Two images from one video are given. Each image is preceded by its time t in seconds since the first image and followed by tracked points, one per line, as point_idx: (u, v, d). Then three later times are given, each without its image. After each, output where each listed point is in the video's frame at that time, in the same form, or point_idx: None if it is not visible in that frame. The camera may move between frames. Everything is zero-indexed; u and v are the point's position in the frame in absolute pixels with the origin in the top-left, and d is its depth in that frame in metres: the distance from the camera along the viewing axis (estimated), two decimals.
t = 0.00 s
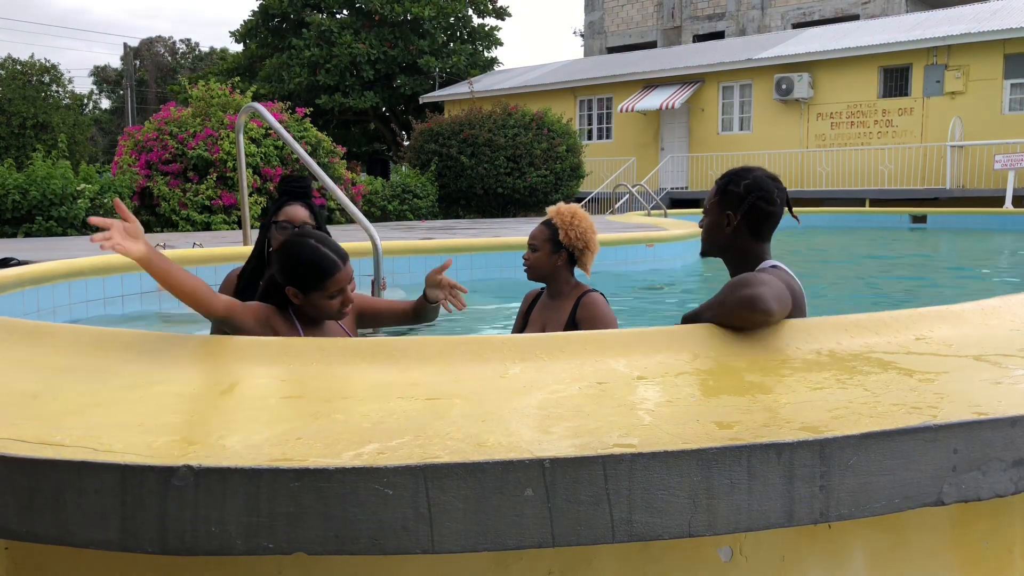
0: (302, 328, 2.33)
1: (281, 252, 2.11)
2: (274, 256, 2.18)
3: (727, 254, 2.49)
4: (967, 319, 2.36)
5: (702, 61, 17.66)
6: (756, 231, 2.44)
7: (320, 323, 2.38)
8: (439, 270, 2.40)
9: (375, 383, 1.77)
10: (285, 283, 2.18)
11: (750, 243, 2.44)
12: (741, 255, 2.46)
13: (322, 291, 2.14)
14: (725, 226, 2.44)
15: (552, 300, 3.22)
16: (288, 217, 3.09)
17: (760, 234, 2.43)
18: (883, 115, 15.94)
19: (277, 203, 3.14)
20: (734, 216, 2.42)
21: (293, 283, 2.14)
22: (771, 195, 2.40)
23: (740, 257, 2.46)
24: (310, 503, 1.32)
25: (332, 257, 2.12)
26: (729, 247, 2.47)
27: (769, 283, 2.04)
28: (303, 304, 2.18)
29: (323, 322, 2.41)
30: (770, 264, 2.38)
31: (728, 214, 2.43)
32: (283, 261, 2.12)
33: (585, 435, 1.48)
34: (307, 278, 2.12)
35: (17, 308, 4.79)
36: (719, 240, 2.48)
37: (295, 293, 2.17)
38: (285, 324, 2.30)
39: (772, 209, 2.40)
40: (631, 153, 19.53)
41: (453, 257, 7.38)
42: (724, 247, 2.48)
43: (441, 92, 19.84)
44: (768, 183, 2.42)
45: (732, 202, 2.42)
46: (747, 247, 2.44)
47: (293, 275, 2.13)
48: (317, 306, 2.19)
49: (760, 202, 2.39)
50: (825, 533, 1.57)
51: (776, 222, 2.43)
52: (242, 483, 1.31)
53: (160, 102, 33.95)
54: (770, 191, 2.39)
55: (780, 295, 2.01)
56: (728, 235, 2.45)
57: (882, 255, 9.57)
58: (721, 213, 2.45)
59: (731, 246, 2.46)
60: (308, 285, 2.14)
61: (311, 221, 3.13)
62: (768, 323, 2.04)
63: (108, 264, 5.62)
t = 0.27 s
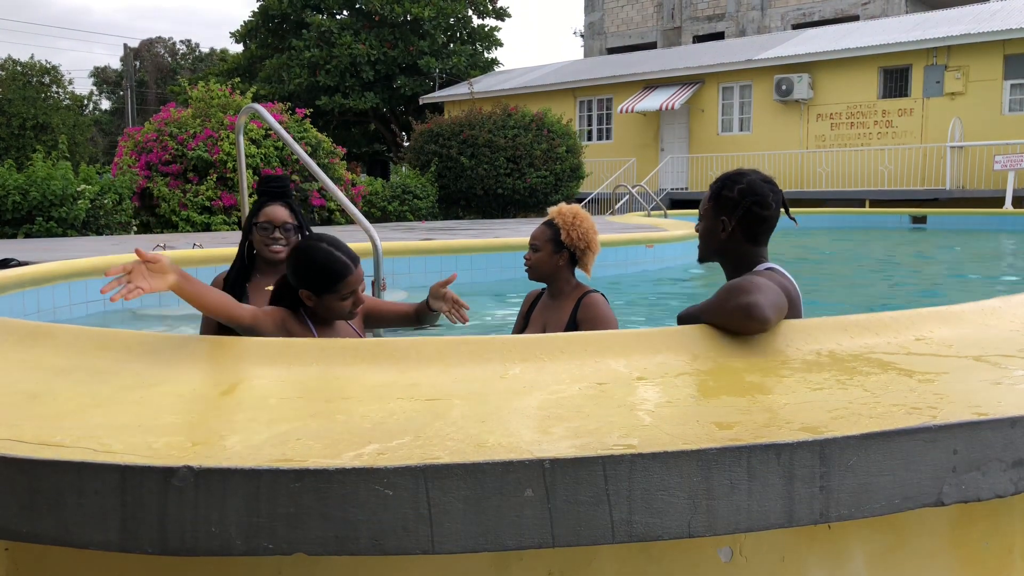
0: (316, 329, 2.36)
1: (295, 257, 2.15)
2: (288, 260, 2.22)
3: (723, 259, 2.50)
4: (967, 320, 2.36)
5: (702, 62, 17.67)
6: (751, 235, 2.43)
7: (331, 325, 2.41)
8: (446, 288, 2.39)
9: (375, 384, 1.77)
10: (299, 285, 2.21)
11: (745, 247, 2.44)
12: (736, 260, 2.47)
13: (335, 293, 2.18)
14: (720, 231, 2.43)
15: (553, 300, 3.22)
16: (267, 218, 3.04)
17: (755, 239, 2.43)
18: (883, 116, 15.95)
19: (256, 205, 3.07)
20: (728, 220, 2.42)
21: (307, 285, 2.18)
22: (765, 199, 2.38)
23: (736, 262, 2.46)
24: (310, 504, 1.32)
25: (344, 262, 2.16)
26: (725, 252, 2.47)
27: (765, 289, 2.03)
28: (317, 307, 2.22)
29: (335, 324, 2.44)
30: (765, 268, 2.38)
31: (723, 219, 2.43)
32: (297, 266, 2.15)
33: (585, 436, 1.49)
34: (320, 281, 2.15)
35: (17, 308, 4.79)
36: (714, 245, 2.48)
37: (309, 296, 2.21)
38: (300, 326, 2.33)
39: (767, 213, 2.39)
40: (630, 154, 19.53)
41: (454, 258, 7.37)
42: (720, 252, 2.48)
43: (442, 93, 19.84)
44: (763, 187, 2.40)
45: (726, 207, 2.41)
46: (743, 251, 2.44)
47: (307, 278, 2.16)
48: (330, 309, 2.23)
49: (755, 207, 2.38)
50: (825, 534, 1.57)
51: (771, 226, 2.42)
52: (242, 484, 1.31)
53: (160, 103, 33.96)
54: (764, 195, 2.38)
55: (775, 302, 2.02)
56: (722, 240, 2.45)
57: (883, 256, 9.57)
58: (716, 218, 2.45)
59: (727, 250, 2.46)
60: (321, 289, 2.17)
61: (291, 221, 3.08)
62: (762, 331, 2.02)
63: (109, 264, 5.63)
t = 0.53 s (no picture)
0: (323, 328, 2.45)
1: (302, 253, 2.25)
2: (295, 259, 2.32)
3: (725, 259, 2.49)
4: (967, 320, 2.36)
5: (702, 62, 17.66)
6: (751, 235, 2.43)
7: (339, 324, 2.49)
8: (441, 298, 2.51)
9: (376, 383, 1.78)
10: (306, 282, 2.32)
11: (747, 248, 2.43)
12: (737, 261, 2.46)
13: (340, 289, 2.28)
14: (721, 232, 2.43)
15: (553, 299, 3.22)
16: (262, 219, 3.02)
17: (757, 239, 2.42)
18: (883, 116, 15.95)
19: (246, 205, 3.04)
20: (727, 220, 2.42)
21: (313, 281, 2.28)
22: (766, 199, 2.38)
23: (736, 263, 2.46)
24: (309, 503, 1.32)
25: (348, 256, 2.25)
26: (726, 253, 2.47)
27: (763, 290, 2.03)
28: (325, 303, 2.32)
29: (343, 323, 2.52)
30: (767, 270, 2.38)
31: (722, 220, 2.43)
32: (303, 261, 2.25)
33: (585, 435, 1.49)
34: (326, 276, 2.25)
35: (17, 308, 4.80)
36: (715, 246, 2.48)
37: (316, 291, 2.31)
38: (307, 326, 2.43)
39: (767, 212, 2.39)
40: (630, 154, 19.54)
41: (453, 257, 7.37)
42: (721, 252, 2.48)
43: (442, 93, 19.84)
44: (764, 186, 2.40)
45: (727, 207, 2.41)
46: (744, 252, 2.43)
47: (314, 274, 2.26)
48: (337, 304, 2.32)
49: (756, 208, 2.38)
50: (825, 533, 1.57)
51: (772, 226, 2.41)
52: (242, 483, 1.31)
53: (160, 103, 33.95)
54: (765, 195, 2.38)
55: (774, 303, 2.01)
56: (723, 241, 2.45)
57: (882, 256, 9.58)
58: (716, 218, 2.45)
59: (727, 251, 2.46)
60: (327, 284, 2.27)
61: (283, 222, 3.07)
62: (759, 332, 2.01)
63: (109, 264, 5.63)
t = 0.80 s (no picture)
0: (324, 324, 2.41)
1: (305, 240, 2.41)
2: (297, 250, 2.45)
3: (733, 262, 2.49)
4: (967, 320, 2.36)
5: (702, 62, 17.66)
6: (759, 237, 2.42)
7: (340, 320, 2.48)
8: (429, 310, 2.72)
9: (376, 383, 1.78)
10: (309, 272, 2.42)
11: (755, 250, 2.43)
12: (745, 263, 2.45)
13: (344, 271, 2.38)
14: (729, 234, 2.43)
15: (556, 300, 3.22)
16: (261, 219, 3.02)
17: (764, 241, 2.42)
18: (883, 116, 15.95)
19: (242, 206, 3.04)
20: (734, 222, 2.42)
21: (317, 266, 2.39)
22: (772, 200, 2.38)
23: (744, 266, 2.45)
24: (310, 503, 1.32)
25: (349, 238, 2.41)
26: (735, 255, 2.47)
27: (766, 293, 2.01)
28: (330, 290, 2.40)
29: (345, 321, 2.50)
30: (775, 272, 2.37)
31: (730, 222, 2.43)
32: (308, 248, 2.40)
33: (585, 435, 1.49)
34: (331, 256, 2.37)
35: (17, 308, 4.80)
36: (724, 248, 2.48)
37: (321, 277, 2.40)
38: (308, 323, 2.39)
39: (775, 214, 2.38)
40: (630, 154, 19.54)
41: (454, 258, 7.37)
42: (730, 255, 2.48)
43: (442, 93, 19.84)
44: (770, 188, 2.40)
45: (733, 209, 2.41)
46: (752, 254, 2.43)
47: (318, 255, 2.38)
48: (341, 288, 2.40)
49: (762, 209, 2.37)
50: (825, 533, 1.57)
51: (780, 227, 2.40)
52: (242, 483, 1.31)
53: (160, 103, 33.95)
54: (771, 197, 2.37)
55: (777, 307, 2.00)
56: (731, 242, 2.45)
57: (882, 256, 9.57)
58: (724, 221, 2.45)
59: (735, 253, 2.46)
60: (331, 266, 2.38)
61: (280, 222, 3.09)
62: (759, 334, 2.01)
63: (109, 264, 5.63)
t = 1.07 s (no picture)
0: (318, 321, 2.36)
1: (293, 238, 2.31)
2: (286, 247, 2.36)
3: (742, 263, 2.48)
4: (967, 319, 2.36)
5: (702, 61, 17.66)
6: (767, 238, 2.42)
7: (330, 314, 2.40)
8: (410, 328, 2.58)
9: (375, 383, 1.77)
10: (301, 269, 2.33)
11: (764, 251, 2.42)
12: (754, 264, 2.45)
13: (336, 265, 2.30)
14: (737, 236, 2.43)
15: (557, 300, 3.21)
16: (264, 218, 3.04)
17: (772, 242, 2.41)
18: (883, 115, 15.95)
19: (242, 204, 3.03)
20: (742, 224, 2.42)
21: (308, 262, 2.31)
22: (780, 201, 2.37)
23: (753, 267, 2.45)
24: (309, 503, 1.32)
25: (337, 231, 2.31)
26: (742, 257, 2.46)
27: (766, 296, 2.01)
28: (327, 283, 2.31)
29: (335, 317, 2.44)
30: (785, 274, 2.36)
31: (738, 224, 2.42)
32: (295, 245, 2.31)
33: (585, 435, 1.48)
34: (324, 248, 2.28)
35: (17, 307, 4.80)
36: (732, 249, 2.47)
37: (316, 270, 2.31)
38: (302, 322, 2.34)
39: (782, 214, 2.37)
40: (630, 153, 19.53)
41: (454, 257, 7.37)
42: (739, 257, 2.47)
43: (441, 93, 19.85)
44: (777, 188, 2.39)
45: (741, 211, 2.41)
46: (760, 255, 2.42)
47: (310, 249, 2.29)
48: (338, 281, 2.32)
49: (770, 210, 2.37)
50: (825, 533, 1.57)
51: (787, 228, 2.40)
52: (242, 483, 1.31)
53: (160, 102, 33.96)
54: (778, 197, 2.37)
55: (776, 311, 2.00)
56: (739, 244, 2.44)
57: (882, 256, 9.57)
58: (732, 223, 2.45)
59: (744, 255, 2.45)
60: (324, 261, 2.29)
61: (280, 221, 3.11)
62: (757, 337, 2.01)
63: (109, 263, 5.63)
